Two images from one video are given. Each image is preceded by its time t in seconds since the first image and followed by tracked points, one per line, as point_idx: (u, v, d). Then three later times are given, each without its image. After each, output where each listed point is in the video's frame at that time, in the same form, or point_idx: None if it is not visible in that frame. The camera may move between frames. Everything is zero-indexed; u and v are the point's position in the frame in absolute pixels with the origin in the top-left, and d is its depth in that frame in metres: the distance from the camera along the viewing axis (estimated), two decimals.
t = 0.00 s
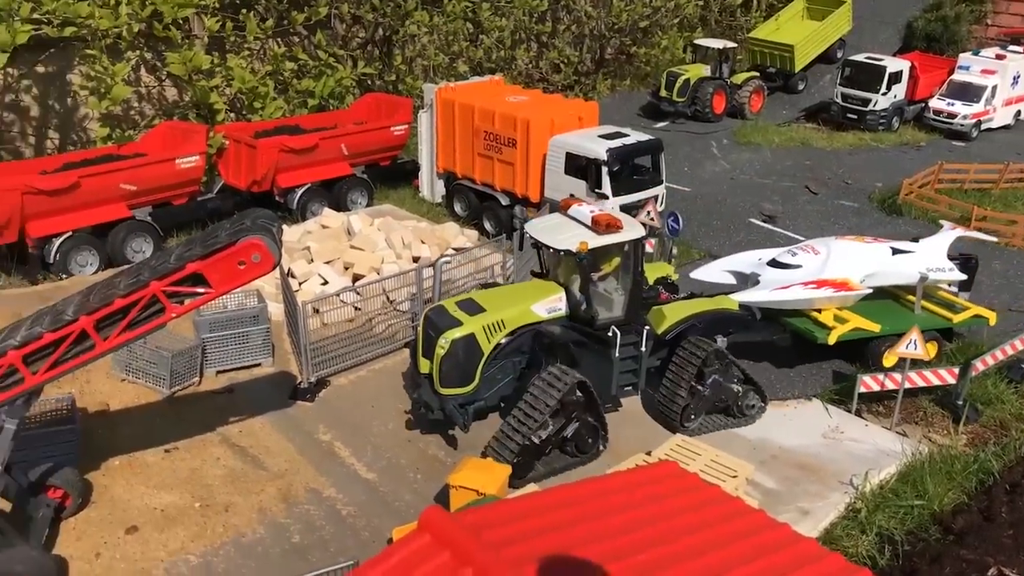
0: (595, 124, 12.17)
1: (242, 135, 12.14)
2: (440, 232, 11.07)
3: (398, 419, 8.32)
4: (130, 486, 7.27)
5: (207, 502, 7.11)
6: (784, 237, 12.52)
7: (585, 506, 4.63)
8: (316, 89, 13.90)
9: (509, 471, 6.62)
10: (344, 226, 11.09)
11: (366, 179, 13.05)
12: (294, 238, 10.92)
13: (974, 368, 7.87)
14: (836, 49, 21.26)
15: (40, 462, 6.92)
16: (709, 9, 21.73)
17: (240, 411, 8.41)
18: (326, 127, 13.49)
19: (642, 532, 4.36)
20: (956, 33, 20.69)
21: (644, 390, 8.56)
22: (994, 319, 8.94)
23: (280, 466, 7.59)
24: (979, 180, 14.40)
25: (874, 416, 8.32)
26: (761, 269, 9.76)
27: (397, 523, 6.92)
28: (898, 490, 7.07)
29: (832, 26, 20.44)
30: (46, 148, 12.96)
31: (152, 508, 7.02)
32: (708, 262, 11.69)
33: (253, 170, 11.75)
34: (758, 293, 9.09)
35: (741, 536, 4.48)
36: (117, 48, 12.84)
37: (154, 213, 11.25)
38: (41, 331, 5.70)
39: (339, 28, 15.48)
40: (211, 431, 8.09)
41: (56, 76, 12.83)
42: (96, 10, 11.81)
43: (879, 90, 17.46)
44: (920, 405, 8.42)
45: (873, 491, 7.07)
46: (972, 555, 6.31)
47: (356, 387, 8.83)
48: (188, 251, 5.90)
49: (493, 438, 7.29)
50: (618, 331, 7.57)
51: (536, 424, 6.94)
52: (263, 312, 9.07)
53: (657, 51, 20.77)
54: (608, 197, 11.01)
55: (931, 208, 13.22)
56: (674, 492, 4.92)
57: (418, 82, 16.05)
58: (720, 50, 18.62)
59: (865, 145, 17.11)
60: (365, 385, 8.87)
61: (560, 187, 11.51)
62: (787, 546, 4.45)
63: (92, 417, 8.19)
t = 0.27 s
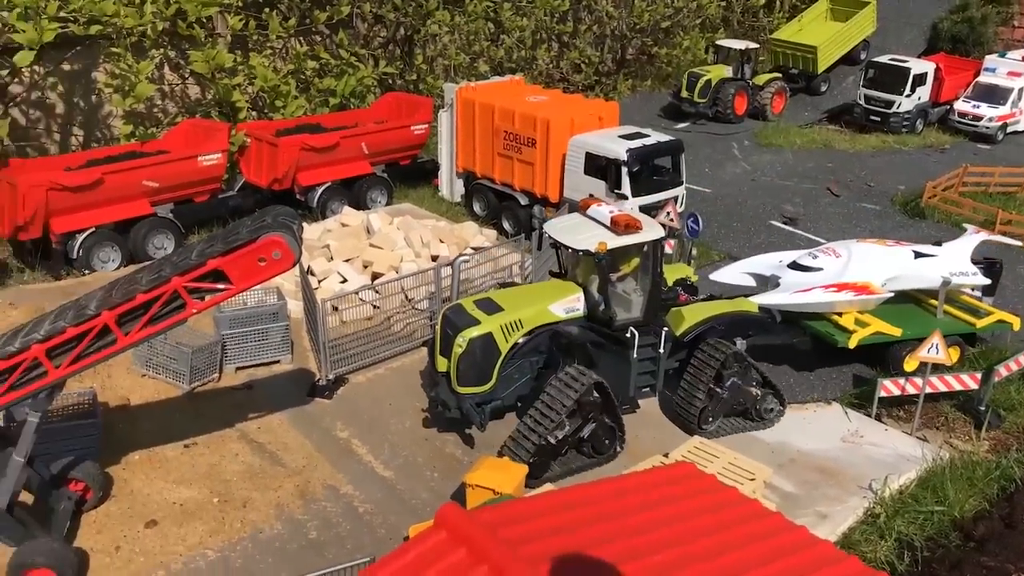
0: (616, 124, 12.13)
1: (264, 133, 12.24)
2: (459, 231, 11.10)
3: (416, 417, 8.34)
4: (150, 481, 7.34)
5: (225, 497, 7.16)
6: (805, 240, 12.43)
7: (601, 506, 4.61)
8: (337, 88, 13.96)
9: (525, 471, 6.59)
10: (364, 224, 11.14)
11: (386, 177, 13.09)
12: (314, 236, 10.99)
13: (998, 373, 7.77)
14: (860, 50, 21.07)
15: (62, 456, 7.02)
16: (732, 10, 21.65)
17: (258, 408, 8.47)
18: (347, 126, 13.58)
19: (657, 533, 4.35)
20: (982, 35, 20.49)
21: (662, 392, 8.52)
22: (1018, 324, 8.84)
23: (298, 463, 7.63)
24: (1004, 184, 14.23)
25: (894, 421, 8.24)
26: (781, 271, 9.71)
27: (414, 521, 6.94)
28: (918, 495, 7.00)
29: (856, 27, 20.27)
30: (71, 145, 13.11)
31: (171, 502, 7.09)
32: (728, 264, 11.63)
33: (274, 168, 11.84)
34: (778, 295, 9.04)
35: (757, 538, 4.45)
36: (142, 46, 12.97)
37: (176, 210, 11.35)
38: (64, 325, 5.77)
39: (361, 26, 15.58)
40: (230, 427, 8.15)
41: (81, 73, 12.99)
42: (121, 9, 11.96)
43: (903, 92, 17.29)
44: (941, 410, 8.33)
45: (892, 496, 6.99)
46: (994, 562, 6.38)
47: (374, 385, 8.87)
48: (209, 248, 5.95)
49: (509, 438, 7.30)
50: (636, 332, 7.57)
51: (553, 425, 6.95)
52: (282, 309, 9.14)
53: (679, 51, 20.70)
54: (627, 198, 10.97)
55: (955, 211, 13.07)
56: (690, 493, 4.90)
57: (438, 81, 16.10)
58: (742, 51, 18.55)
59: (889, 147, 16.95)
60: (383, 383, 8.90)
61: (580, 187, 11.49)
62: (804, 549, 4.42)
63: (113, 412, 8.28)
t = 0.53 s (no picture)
0: (628, 124, 12.13)
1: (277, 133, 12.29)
2: (471, 231, 11.12)
3: (426, 416, 8.36)
4: (162, 478, 7.39)
5: (236, 494, 7.20)
6: (818, 241, 12.38)
7: (611, 506, 4.61)
8: (350, 87, 13.98)
9: (535, 471, 6.58)
10: (376, 224, 11.17)
11: (397, 177, 13.13)
12: (326, 236, 11.04)
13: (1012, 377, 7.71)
14: (874, 51, 20.97)
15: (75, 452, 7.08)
16: (745, 11, 21.62)
17: (270, 406, 8.50)
18: (360, 126, 13.64)
19: (668, 534, 4.34)
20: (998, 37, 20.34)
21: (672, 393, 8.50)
22: None
23: (309, 461, 7.66)
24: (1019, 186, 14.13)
25: (907, 424, 8.19)
26: (793, 273, 9.68)
27: (424, 519, 6.95)
28: (930, 499, 6.95)
29: (870, 28, 20.17)
30: (85, 144, 13.22)
31: (182, 499, 7.13)
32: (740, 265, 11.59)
33: (287, 167, 11.89)
34: (790, 297, 9.00)
35: (768, 540, 4.43)
36: (156, 45, 13.05)
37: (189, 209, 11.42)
38: (79, 322, 5.83)
39: (374, 26, 15.55)
40: (242, 424, 8.19)
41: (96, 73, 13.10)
42: (136, 8, 12.01)
43: (918, 93, 17.18)
44: (954, 413, 8.27)
45: (904, 500, 6.95)
46: (1007, 568, 6.29)
47: (384, 384, 8.89)
48: (222, 246, 5.99)
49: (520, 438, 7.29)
50: (647, 333, 7.54)
51: (563, 425, 6.95)
52: (293, 308, 9.18)
53: (691, 52, 20.66)
54: (639, 198, 10.95)
55: (969, 214, 12.99)
56: (700, 493, 4.88)
57: (451, 81, 16.12)
58: (756, 51, 18.46)
59: (903, 149, 16.85)
60: (393, 382, 8.92)
61: (591, 188, 11.48)
62: (814, 550, 4.39)
63: (126, 409, 8.34)
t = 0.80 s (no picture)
0: (634, 125, 12.11)
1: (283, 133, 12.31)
2: (476, 232, 11.12)
3: (432, 416, 8.36)
4: (167, 477, 7.40)
5: (241, 494, 7.21)
6: (825, 242, 12.34)
7: (616, 506, 4.60)
8: (356, 87, 13.98)
9: (540, 471, 6.55)
10: (382, 224, 11.19)
11: (403, 177, 13.15)
12: (332, 236, 11.05)
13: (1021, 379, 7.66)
14: (883, 52, 20.91)
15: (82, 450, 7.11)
16: (753, 12, 21.61)
17: (275, 405, 8.51)
18: (366, 126, 13.68)
19: (672, 534, 4.32)
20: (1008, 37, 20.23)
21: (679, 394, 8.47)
22: None
23: (314, 460, 7.66)
24: None
25: (914, 426, 8.15)
26: (799, 274, 9.64)
27: (428, 520, 6.95)
28: (937, 501, 6.91)
29: (879, 29, 20.10)
30: (92, 143, 13.27)
31: (188, 498, 7.14)
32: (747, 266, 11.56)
33: (293, 167, 11.90)
34: (797, 299, 8.95)
35: (773, 540, 4.42)
36: (163, 45, 13.09)
37: (195, 209, 11.45)
38: (85, 321, 5.83)
39: (381, 26, 15.61)
40: (248, 423, 8.20)
41: (103, 72, 13.16)
42: (143, 8, 12.02)
43: (927, 94, 17.11)
44: (962, 416, 8.23)
45: (911, 502, 6.92)
46: (1014, 570, 6.15)
47: (390, 383, 8.89)
48: (228, 246, 5.99)
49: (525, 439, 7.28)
50: (653, 334, 7.52)
51: (569, 425, 6.94)
52: (300, 308, 9.22)
53: (699, 53, 20.63)
54: (646, 199, 10.93)
55: (977, 215, 12.94)
56: (705, 494, 4.86)
57: (457, 82, 16.13)
58: (763, 52, 18.40)
59: (911, 150, 16.78)
60: (399, 382, 8.92)
61: (598, 188, 11.46)
62: (820, 551, 4.37)
63: (132, 408, 8.36)
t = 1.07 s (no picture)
0: (637, 119, 12.09)
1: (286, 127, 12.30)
2: (480, 226, 11.11)
3: (435, 411, 8.37)
4: (171, 471, 7.41)
5: (245, 488, 7.22)
6: (829, 237, 12.31)
7: (619, 501, 4.59)
8: (360, 81, 13.96)
9: (542, 466, 6.54)
10: (385, 218, 11.18)
11: (407, 172, 13.14)
12: (335, 230, 11.05)
13: None
14: (888, 46, 20.83)
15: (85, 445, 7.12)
16: (757, 6, 21.55)
17: (279, 400, 8.52)
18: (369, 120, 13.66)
19: (675, 529, 4.32)
20: (1014, 31, 20.13)
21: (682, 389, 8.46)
22: None
23: (318, 455, 7.67)
24: None
25: (917, 421, 8.13)
26: (802, 270, 9.62)
27: (431, 514, 6.95)
28: (941, 497, 6.89)
29: (884, 23, 20.02)
30: (95, 137, 13.28)
31: (191, 492, 7.15)
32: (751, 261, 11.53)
33: (296, 161, 11.89)
34: (801, 294, 8.92)
35: (776, 536, 4.41)
36: (166, 39, 13.08)
37: (198, 203, 11.44)
38: (88, 315, 5.82)
39: (384, 20, 15.65)
40: (251, 418, 8.21)
41: (106, 66, 13.16)
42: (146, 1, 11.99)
43: (932, 89, 17.04)
44: (965, 411, 8.22)
45: (914, 498, 6.90)
46: (1017, 566, 6.14)
47: (393, 378, 8.90)
48: (232, 240, 5.99)
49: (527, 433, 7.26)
50: (657, 329, 7.50)
51: (571, 420, 6.93)
52: (303, 303, 9.24)
53: (703, 47, 20.58)
54: (649, 194, 10.90)
55: (982, 211, 12.89)
56: (708, 489, 4.86)
57: (461, 76, 16.09)
58: (768, 46, 18.34)
59: (916, 145, 16.72)
60: (402, 377, 8.92)
61: (601, 183, 11.43)
62: (822, 547, 4.36)
63: (136, 402, 8.37)
